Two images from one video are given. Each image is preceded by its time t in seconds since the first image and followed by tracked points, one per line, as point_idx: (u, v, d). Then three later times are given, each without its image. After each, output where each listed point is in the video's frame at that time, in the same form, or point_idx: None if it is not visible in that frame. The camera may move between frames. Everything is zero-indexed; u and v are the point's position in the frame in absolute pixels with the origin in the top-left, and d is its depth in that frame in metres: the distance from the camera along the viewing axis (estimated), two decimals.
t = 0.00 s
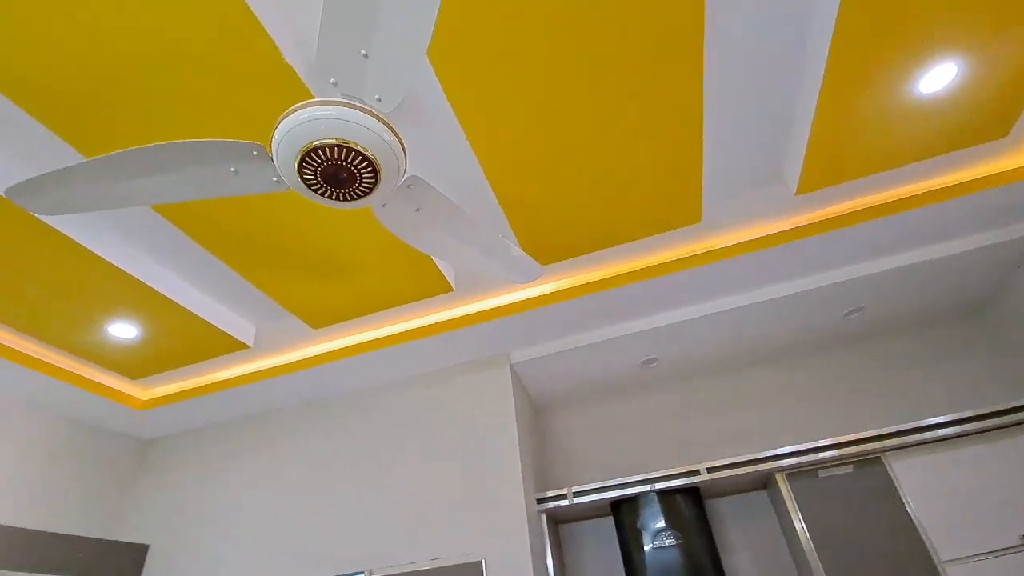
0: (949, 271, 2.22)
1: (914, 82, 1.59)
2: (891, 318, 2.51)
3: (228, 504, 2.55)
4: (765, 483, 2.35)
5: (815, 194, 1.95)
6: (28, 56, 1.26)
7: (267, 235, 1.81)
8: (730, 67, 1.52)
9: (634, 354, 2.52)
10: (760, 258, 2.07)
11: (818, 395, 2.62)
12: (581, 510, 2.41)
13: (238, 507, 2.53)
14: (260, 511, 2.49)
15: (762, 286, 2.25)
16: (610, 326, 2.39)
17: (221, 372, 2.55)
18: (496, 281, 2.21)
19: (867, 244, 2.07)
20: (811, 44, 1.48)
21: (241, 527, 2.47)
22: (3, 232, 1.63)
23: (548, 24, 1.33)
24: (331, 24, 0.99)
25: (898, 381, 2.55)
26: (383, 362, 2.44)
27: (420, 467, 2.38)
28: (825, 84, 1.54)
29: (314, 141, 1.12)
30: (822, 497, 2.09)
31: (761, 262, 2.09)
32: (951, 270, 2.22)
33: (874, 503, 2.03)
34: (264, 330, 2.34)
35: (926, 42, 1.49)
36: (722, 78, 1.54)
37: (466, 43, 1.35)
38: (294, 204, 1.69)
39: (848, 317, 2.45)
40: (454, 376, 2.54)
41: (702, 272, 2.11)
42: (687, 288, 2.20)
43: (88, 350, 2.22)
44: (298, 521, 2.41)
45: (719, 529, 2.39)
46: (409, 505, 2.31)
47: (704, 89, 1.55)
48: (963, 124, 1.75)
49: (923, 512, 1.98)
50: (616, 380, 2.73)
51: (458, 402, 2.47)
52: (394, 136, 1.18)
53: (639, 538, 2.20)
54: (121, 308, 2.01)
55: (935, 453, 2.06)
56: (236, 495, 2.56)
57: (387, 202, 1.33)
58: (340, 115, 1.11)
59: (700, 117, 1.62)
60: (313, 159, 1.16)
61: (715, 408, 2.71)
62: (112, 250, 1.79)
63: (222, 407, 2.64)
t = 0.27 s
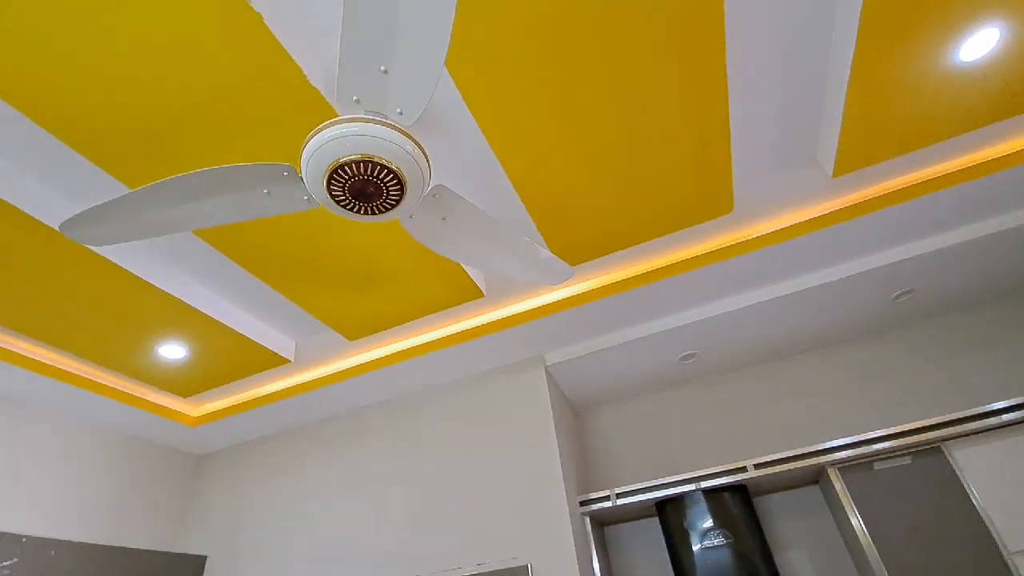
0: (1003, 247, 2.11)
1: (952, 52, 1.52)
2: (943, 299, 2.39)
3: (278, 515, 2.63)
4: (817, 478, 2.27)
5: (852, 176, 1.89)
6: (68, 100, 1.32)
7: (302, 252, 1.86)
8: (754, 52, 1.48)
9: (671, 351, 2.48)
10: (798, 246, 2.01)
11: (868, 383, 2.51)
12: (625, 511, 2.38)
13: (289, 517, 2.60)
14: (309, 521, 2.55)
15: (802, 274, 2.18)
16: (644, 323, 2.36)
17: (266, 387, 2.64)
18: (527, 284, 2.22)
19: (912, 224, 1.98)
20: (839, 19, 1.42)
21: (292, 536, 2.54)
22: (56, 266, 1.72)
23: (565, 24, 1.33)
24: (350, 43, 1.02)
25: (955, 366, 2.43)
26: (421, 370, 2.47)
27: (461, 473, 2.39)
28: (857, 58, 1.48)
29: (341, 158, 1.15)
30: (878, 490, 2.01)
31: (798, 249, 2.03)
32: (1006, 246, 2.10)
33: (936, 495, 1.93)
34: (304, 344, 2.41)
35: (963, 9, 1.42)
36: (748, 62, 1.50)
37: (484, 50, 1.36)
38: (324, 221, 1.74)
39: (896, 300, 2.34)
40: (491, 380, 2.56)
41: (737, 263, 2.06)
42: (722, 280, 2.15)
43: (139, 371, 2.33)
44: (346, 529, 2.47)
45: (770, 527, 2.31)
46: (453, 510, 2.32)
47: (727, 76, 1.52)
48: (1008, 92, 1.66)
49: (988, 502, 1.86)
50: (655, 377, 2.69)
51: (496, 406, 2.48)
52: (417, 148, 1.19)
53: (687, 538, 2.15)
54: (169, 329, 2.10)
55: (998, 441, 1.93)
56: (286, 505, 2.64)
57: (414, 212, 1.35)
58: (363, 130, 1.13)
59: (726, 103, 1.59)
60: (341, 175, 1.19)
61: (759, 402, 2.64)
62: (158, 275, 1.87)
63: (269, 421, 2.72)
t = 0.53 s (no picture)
0: None
1: (988, 28, 1.45)
2: (989, 288, 2.28)
3: (314, 519, 2.68)
4: (858, 477, 2.19)
5: (885, 162, 1.82)
6: (71, 101, 1.32)
7: (327, 260, 1.89)
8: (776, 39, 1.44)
9: (701, 348, 2.44)
10: (829, 237, 1.95)
11: (910, 377, 2.42)
12: (659, 513, 2.34)
13: (324, 521, 2.65)
14: (344, 525, 2.59)
15: (834, 266, 2.11)
16: (672, 321, 2.33)
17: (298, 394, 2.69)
18: (551, 285, 2.21)
19: (951, 210, 1.90)
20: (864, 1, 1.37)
21: (328, 540, 2.58)
22: (89, 278, 1.78)
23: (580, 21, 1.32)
24: (366, 51, 1.03)
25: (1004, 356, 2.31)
26: (448, 373, 2.48)
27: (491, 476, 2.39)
28: (886, 39, 1.43)
29: (362, 166, 1.17)
30: (924, 489, 1.93)
31: (830, 240, 1.97)
32: None
33: (986, 493, 1.85)
34: (333, 351, 2.45)
35: None
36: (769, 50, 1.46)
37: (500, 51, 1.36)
38: (348, 228, 1.77)
39: (938, 290, 2.25)
40: (518, 382, 2.55)
41: (766, 257, 2.01)
42: (751, 275, 2.10)
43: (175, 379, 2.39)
44: (380, 532, 2.49)
45: (809, 527, 2.25)
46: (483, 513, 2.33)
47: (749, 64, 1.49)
48: None
49: None
50: (685, 376, 2.64)
51: (524, 408, 2.48)
52: (436, 153, 1.20)
53: (723, 539, 2.10)
54: (202, 339, 2.16)
55: None
56: (322, 509, 2.68)
57: (435, 216, 1.36)
58: (382, 138, 1.15)
59: (747, 88, 1.54)
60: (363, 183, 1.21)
61: (794, 398, 2.56)
62: (191, 286, 1.93)
63: (302, 427, 2.77)
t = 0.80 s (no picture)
0: None
1: None
2: None
3: (346, 523, 2.71)
4: (900, 474, 2.11)
5: (917, 148, 1.75)
6: (86, 111, 1.35)
7: (350, 267, 1.91)
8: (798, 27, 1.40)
9: (730, 345, 2.38)
10: (861, 227, 1.89)
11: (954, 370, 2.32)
12: (691, 514, 2.30)
13: (356, 525, 2.68)
14: (375, 529, 2.61)
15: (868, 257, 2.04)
16: (698, 318, 2.28)
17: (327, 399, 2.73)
18: (574, 285, 2.19)
19: (991, 195, 1.82)
20: None
21: (360, 543, 2.61)
22: (117, 287, 1.82)
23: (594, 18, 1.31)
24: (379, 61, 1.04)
25: None
26: (474, 376, 2.48)
27: (519, 478, 2.38)
28: (914, 20, 1.37)
29: (381, 172, 1.17)
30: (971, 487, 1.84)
31: (862, 230, 1.90)
32: None
33: None
34: (360, 357, 2.48)
35: None
36: (790, 37, 1.42)
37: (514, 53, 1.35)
38: (369, 235, 1.78)
39: (980, 279, 2.15)
40: (544, 384, 2.54)
41: (795, 249, 1.96)
42: (779, 269, 2.05)
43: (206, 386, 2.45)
44: (410, 535, 2.51)
45: (850, 527, 2.17)
46: (512, 515, 2.31)
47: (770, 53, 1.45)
48: None
49: None
50: (715, 374, 2.59)
51: (551, 410, 2.46)
52: (453, 156, 1.19)
53: (759, 541, 2.05)
54: (232, 347, 2.20)
55: None
56: (353, 514, 2.71)
57: (456, 220, 1.36)
58: (399, 144, 1.15)
59: (765, 69, 1.48)
60: (383, 189, 1.21)
61: (830, 395, 2.49)
62: (220, 297, 1.97)
63: (332, 432, 2.81)
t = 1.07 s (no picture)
0: None
1: None
2: None
3: (384, 528, 2.74)
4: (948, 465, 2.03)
5: (950, 125, 1.68)
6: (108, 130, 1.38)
7: (374, 276, 1.93)
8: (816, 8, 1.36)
9: (762, 338, 2.33)
10: (893, 210, 1.82)
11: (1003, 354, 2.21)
12: (730, 512, 2.25)
13: (393, 530, 2.71)
14: (412, 534, 2.63)
15: (903, 240, 1.97)
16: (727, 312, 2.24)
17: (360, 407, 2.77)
18: (598, 285, 2.17)
19: None
20: None
21: (398, 548, 2.64)
22: (150, 304, 1.88)
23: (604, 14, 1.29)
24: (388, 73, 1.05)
25: None
26: (502, 379, 2.49)
27: (553, 480, 2.37)
28: None
29: (401, 181, 1.18)
30: None
31: (895, 213, 1.84)
32: None
33: None
34: (389, 364, 2.51)
35: None
36: (808, 19, 1.38)
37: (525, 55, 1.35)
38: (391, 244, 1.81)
39: None
40: (573, 384, 2.53)
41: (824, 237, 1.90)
42: (809, 257, 1.99)
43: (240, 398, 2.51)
44: (447, 540, 2.52)
45: (898, 522, 2.09)
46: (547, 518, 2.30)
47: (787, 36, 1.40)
48: None
49: None
50: (748, 368, 2.53)
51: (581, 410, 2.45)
52: (471, 162, 1.20)
53: (803, 537, 2.00)
54: (263, 359, 2.25)
55: None
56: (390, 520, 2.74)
57: (477, 225, 1.36)
58: (416, 154, 1.16)
59: (785, 43, 1.42)
60: (403, 199, 1.23)
61: (870, 385, 2.40)
62: (250, 311, 2.02)
63: (366, 439, 2.85)
